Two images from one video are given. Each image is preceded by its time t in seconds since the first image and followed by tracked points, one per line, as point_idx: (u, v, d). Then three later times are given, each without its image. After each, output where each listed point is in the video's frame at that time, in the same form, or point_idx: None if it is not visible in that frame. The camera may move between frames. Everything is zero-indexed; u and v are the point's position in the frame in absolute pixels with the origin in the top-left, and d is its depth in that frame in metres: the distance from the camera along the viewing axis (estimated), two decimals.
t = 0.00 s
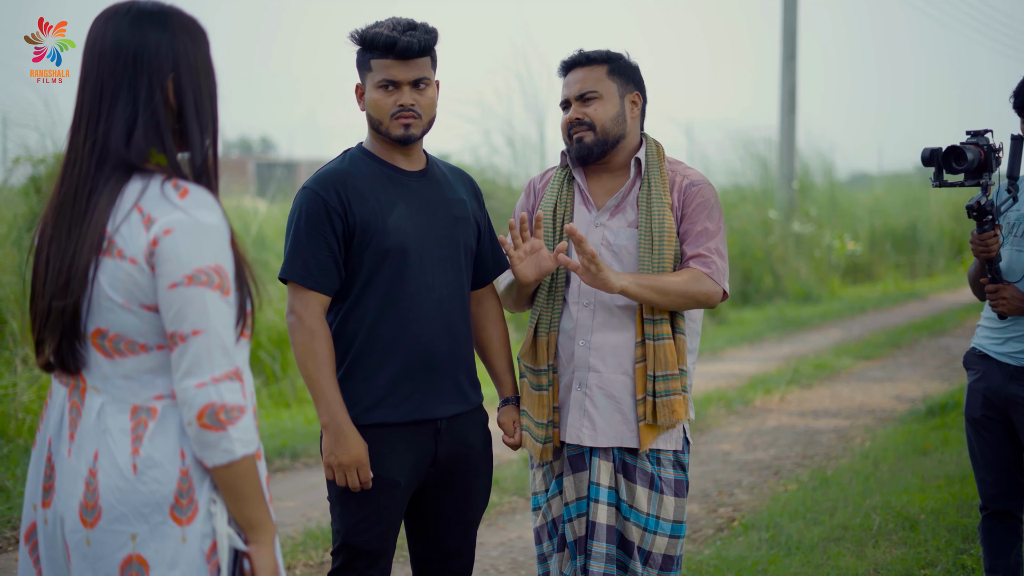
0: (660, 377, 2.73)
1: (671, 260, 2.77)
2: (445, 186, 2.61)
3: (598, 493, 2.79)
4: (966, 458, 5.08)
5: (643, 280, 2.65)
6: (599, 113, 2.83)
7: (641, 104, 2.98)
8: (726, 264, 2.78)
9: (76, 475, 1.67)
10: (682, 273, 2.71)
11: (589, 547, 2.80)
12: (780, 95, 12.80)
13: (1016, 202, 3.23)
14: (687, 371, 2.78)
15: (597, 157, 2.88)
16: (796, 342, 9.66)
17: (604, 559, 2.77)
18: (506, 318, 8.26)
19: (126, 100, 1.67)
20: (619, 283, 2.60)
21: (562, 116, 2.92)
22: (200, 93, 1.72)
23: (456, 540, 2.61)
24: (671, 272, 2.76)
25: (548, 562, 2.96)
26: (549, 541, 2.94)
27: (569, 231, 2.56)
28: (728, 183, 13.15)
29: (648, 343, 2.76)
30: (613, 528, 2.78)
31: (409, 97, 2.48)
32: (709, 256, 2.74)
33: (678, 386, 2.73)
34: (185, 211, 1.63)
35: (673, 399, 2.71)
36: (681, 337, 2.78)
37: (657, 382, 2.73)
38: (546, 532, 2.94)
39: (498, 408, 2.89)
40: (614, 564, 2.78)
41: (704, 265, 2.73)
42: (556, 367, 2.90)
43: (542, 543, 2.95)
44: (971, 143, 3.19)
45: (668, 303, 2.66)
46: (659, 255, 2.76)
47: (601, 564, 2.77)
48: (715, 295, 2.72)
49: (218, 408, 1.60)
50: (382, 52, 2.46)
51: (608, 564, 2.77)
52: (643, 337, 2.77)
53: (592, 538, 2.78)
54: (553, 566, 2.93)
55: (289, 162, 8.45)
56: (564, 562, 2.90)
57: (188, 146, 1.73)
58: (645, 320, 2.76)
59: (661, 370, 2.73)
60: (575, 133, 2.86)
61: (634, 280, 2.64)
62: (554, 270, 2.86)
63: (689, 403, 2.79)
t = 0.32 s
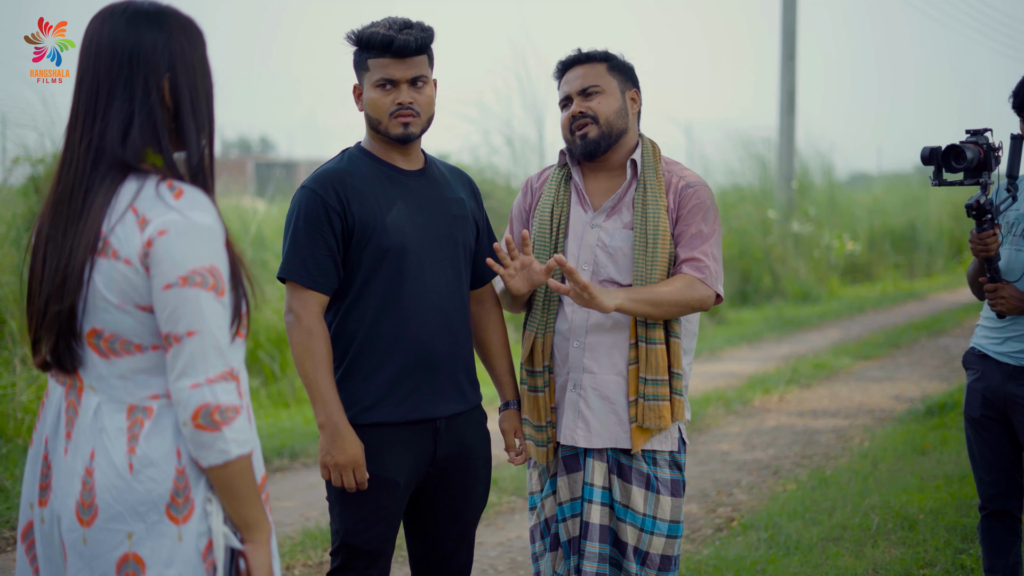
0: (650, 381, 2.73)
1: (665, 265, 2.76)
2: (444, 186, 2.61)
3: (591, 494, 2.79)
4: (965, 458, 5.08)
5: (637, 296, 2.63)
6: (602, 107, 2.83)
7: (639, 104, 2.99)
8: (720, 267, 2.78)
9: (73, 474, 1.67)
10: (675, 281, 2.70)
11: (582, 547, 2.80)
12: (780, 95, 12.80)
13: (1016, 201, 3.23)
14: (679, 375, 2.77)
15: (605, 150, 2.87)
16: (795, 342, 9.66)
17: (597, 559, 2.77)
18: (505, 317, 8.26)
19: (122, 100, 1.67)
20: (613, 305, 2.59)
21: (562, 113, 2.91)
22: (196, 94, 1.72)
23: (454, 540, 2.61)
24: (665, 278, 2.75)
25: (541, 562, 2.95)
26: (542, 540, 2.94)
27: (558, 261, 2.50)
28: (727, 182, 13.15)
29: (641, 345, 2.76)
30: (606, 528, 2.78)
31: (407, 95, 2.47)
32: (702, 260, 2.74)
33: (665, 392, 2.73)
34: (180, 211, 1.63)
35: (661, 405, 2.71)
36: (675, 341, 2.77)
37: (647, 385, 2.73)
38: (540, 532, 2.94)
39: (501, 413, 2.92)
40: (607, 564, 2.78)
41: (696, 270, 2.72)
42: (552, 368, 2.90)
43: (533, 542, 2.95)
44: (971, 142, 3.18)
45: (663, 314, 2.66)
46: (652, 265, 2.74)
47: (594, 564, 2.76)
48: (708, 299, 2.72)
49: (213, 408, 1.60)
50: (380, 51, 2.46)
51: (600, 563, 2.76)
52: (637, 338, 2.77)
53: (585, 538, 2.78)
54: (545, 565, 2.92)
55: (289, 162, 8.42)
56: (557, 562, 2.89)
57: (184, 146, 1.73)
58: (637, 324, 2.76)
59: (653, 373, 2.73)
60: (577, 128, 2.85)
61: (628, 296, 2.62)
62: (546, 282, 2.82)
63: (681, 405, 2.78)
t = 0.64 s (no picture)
0: (653, 380, 2.72)
1: (666, 263, 2.76)
2: (442, 185, 2.60)
3: (592, 494, 2.79)
4: (965, 458, 5.08)
5: (639, 291, 2.63)
6: (603, 109, 2.83)
7: (641, 105, 2.98)
8: (721, 266, 2.77)
9: (69, 473, 1.67)
10: (677, 278, 2.70)
11: (583, 547, 2.80)
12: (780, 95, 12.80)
13: (1016, 201, 3.22)
14: (681, 374, 2.77)
15: (601, 153, 2.87)
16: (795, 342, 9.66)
17: (597, 559, 2.77)
18: (506, 317, 8.26)
19: (120, 100, 1.67)
20: (614, 299, 2.59)
21: (564, 113, 2.90)
22: (193, 95, 1.71)
23: (454, 540, 2.61)
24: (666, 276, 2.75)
25: (543, 563, 2.95)
26: (545, 541, 2.93)
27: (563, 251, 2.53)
28: (727, 183, 13.15)
29: (643, 344, 2.75)
30: (606, 528, 2.78)
31: (407, 95, 2.47)
32: (704, 259, 2.73)
33: (667, 391, 2.72)
34: (175, 213, 1.62)
35: (662, 404, 2.71)
36: (677, 340, 2.77)
37: (649, 385, 2.73)
38: (542, 533, 2.93)
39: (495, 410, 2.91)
40: (608, 565, 2.78)
41: (698, 268, 2.72)
42: (552, 368, 2.90)
43: (538, 543, 2.94)
44: (971, 142, 3.18)
45: (664, 310, 2.66)
46: (653, 263, 2.74)
47: (594, 564, 2.76)
48: (711, 297, 2.72)
49: (208, 408, 1.60)
50: (379, 50, 2.46)
51: (601, 564, 2.77)
52: (638, 338, 2.77)
53: (586, 538, 2.79)
54: (548, 566, 2.92)
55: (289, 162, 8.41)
56: (558, 562, 2.89)
57: (181, 148, 1.72)
58: (641, 322, 2.75)
59: (655, 373, 2.73)
60: (580, 128, 2.85)
61: (630, 291, 2.62)
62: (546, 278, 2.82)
63: (683, 405, 2.78)
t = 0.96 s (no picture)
0: (654, 382, 2.73)
1: (665, 266, 2.76)
2: (436, 185, 2.60)
3: (594, 494, 2.79)
4: (964, 458, 5.08)
5: (637, 302, 2.62)
6: (607, 109, 2.82)
7: (644, 106, 2.98)
8: (722, 268, 2.77)
9: (64, 472, 1.66)
10: (674, 283, 2.69)
11: (585, 548, 2.80)
12: (779, 95, 12.80)
13: (1016, 201, 3.22)
14: (684, 376, 2.77)
15: (605, 151, 2.87)
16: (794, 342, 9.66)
17: (599, 560, 2.77)
18: (505, 317, 8.26)
19: (116, 101, 1.67)
20: (613, 313, 2.59)
21: (568, 110, 2.90)
22: (190, 96, 1.71)
23: (450, 541, 2.61)
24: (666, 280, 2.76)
25: (545, 564, 2.94)
26: (547, 542, 2.92)
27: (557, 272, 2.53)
28: (727, 183, 13.16)
29: (644, 347, 2.75)
30: (610, 529, 2.78)
31: (420, 98, 2.48)
32: (704, 261, 2.72)
33: (670, 394, 2.72)
34: (169, 214, 1.62)
35: (663, 406, 2.71)
36: (677, 342, 2.76)
37: (651, 387, 2.73)
38: (544, 533, 2.92)
39: (494, 409, 2.92)
40: (610, 566, 2.78)
41: (697, 271, 2.71)
42: (553, 369, 2.90)
43: (540, 544, 2.92)
44: (970, 142, 3.18)
45: (663, 317, 2.66)
46: (654, 265, 2.74)
47: (598, 565, 2.76)
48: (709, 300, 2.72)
49: (201, 409, 1.60)
50: (392, 51, 2.45)
51: (604, 565, 2.76)
52: (639, 340, 2.77)
53: (588, 539, 2.79)
54: (551, 567, 2.91)
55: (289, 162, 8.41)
56: (561, 563, 2.90)
57: (176, 149, 1.72)
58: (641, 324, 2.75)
59: (656, 375, 2.73)
60: (581, 127, 2.84)
61: (628, 303, 2.61)
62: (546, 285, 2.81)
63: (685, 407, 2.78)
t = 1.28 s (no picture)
0: (656, 381, 2.72)
1: (670, 263, 2.76)
2: (434, 186, 2.60)
3: (593, 495, 2.79)
4: (964, 458, 5.08)
5: (640, 281, 2.63)
6: (616, 115, 2.82)
7: (654, 114, 2.97)
8: (724, 268, 2.77)
9: (61, 472, 1.67)
10: (680, 275, 2.71)
11: (585, 549, 2.81)
12: (779, 95, 12.80)
13: (1016, 202, 3.22)
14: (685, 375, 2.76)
15: (605, 158, 2.87)
16: (794, 342, 9.67)
17: (599, 561, 2.77)
18: (505, 317, 8.26)
19: (112, 102, 1.67)
20: (615, 285, 2.60)
21: (576, 108, 2.91)
22: (186, 98, 1.71)
23: (451, 541, 2.61)
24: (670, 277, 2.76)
25: (545, 564, 2.94)
26: (547, 542, 2.92)
27: (566, 230, 2.56)
28: (727, 183, 13.16)
29: (646, 347, 2.75)
30: (610, 530, 2.79)
31: (437, 101, 2.55)
32: (708, 260, 2.74)
33: (673, 391, 2.71)
34: (164, 215, 1.62)
35: (667, 404, 2.70)
36: (680, 342, 2.77)
37: (653, 386, 2.72)
38: (544, 534, 2.92)
39: (488, 408, 2.89)
40: (611, 566, 2.78)
41: (702, 268, 2.72)
42: (552, 368, 2.90)
43: (540, 544, 2.93)
44: (970, 142, 3.18)
45: (664, 302, 2.65)
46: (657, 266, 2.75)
47: (597, 565, 2.77)
48: (713, 300, 2.72)
49: (196, 408, 1.60)
50: (416, 53, 2.49)
51: (603, 565, 2.77)
52: (640, 340, 2.76)
53: (588, 539, 2.79)
54: (551, 568, 2.92)
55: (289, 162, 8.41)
56: (561, 563, 2.90)
57: (171, 150, 1.72)
58: (643, 325, 2.75)
59: (658, 374, 2.72)
60: (585, 129, 2.86)
61: (632, 279, 2.63)
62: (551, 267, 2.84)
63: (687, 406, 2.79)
